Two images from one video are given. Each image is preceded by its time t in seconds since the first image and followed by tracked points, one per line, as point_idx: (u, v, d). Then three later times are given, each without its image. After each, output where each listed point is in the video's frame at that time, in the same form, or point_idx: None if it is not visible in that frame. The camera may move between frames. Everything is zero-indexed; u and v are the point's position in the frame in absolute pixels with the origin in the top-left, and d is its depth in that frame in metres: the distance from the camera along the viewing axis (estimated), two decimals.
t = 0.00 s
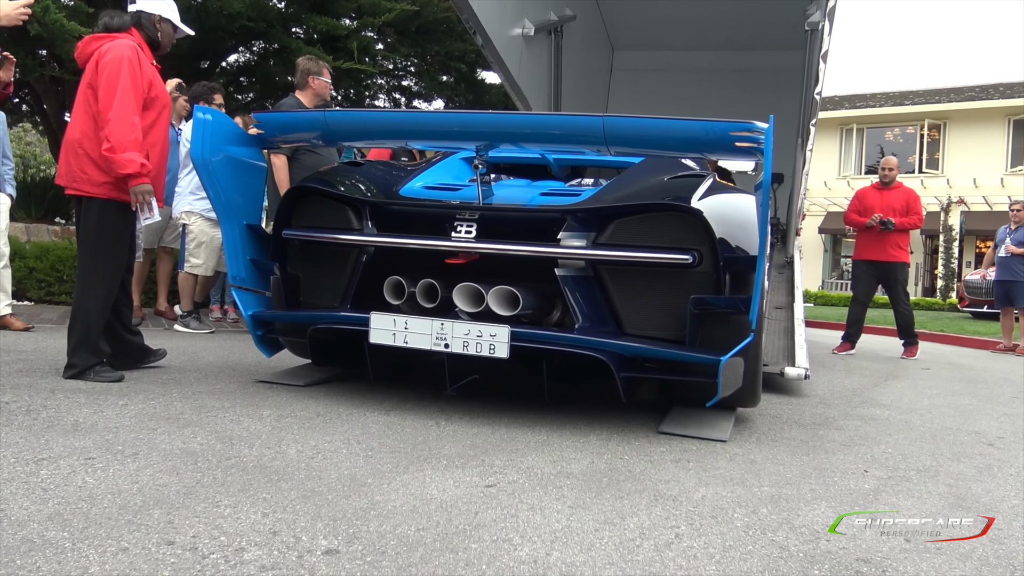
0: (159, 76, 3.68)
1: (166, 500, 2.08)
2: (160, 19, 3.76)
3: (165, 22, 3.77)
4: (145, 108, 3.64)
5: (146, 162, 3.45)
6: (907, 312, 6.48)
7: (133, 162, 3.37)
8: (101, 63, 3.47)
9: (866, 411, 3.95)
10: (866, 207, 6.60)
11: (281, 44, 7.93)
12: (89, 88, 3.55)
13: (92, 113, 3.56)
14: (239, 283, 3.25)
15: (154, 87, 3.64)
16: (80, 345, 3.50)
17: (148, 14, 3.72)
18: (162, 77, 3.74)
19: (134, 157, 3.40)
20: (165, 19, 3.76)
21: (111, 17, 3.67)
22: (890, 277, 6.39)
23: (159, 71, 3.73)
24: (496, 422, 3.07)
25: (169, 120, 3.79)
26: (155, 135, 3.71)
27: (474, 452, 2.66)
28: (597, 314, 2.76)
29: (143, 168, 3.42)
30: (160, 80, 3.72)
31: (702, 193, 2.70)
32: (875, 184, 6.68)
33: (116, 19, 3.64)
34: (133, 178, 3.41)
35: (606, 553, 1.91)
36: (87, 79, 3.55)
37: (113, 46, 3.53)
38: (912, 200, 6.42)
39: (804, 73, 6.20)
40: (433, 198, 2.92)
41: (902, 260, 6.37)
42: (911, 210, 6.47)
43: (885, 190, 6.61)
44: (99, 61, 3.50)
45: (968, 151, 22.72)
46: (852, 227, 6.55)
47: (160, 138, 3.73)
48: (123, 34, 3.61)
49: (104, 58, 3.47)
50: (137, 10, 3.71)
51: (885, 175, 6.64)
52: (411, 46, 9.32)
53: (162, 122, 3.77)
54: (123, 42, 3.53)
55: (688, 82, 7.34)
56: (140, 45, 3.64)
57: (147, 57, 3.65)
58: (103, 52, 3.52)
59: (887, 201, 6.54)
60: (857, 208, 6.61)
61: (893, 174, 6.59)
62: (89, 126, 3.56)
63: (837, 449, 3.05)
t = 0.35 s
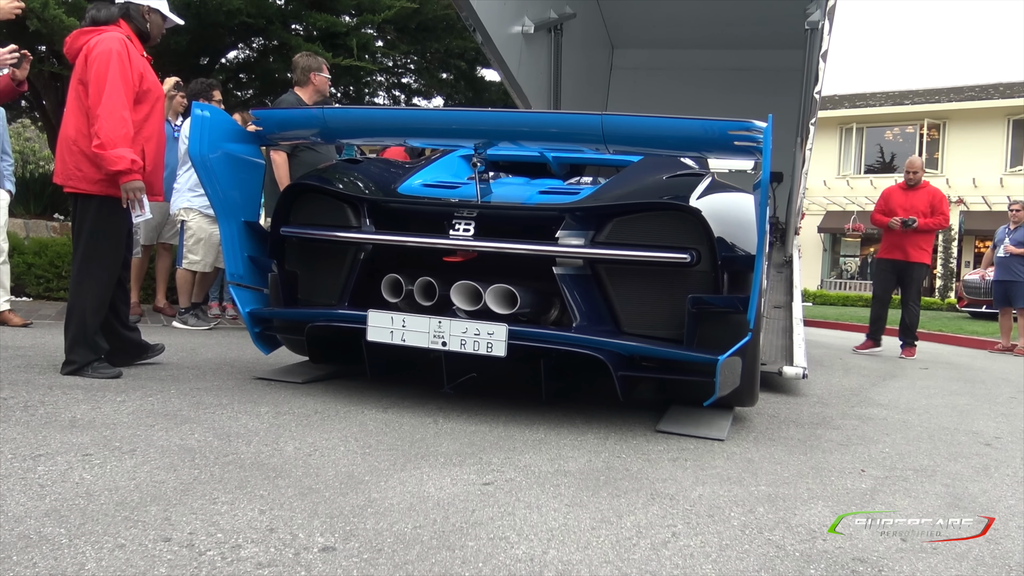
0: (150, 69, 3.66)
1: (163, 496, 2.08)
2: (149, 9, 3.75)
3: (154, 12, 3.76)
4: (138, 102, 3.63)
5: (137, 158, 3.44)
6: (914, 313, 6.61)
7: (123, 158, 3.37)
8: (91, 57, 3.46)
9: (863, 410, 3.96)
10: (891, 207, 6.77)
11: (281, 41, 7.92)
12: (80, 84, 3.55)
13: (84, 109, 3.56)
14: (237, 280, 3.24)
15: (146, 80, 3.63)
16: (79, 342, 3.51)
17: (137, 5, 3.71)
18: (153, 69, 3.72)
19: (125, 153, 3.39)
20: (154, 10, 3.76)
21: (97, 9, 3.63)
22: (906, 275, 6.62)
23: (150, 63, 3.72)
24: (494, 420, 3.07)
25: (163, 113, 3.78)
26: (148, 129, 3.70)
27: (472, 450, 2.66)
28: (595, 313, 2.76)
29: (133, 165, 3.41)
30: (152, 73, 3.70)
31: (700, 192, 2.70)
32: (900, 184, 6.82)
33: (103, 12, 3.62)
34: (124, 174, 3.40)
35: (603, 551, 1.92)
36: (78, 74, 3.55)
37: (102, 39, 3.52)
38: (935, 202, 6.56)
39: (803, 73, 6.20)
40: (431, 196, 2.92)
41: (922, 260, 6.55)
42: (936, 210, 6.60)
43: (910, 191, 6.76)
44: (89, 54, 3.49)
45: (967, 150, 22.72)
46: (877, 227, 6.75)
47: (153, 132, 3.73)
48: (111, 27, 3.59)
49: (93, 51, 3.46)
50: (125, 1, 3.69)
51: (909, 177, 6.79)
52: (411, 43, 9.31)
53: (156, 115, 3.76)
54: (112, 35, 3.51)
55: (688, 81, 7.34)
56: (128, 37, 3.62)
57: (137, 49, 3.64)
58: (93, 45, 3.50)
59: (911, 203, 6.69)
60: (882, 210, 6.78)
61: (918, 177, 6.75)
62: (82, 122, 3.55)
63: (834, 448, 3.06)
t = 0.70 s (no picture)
0: (146, 68, 3.66)
1: (164, 497, 2.09)
2: (144, 8, 3.73)
3: (149, 11, 3.75)
4: (134, 103, 3.63)
5: (133, 159, 3.44)
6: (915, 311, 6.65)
7: (119, 160, 3.36)
8: (86, 59, 3.45)
9: (863, 409, 3.96)
10: (904, 206, 6.81)
11: (280, 41, 7.91)
12: (76, 86, 3.55)
13: (81, 111, 3.56)
14: (237, 281, 3.24)
15: (142, 81, 3.62)
16: (78, 344, 3.51)
17: (132, 4, 3.70)
18: (149, 69, 3.72)
19: (121, 155, 3.39)
20: (149, 9, 3.74)
21: (92, 10, 3.63)
22: (911, 274, 6.65)
23: (146, 64, 3.71)
24: (494, 420, 3.07)
25: (160, 112, 3.78)
26: (145, 130, 3.70)
27: (472, 449, 2.66)
28: (595, 312, 2.76)
29: (129, 166, 3.41)
30: (149, 73, 3.70)
31: (700, 191, 2.70)
32: (916, 185, 6.86)
33: (98, 13, 3.62)
34: (120, 176, 3.40)
35: (605, 550, 1.92)
36: (74, 76, 3.55)
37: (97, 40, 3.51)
38: (948, 202, 6.56)
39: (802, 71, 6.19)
40: (431, 196, 2.92)
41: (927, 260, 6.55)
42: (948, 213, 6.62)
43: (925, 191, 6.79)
44: (84, 56, 3.48)
45: (966, 148, 22.73)
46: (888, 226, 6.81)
47: (150, 132, 3.73)
48: (107, 28, 3.59)
49: (88, 53, 3.45)
50: (120, 2, 3.69)
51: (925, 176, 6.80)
52: (410, 43, 9.29)
53: (154, 116, 3.76)
54: (107, 36, 3.50)
55: (687, 79, 7.34)
56: (124, 37, 3.61)
57: (133, 49, 3.63)
58: (88, 46, 3.50)
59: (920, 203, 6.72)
60: (894, 208, 6.83)
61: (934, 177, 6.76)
62: (79, 124, 3.56)
63: (834, 447, 3.06)
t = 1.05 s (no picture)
0: (149, 66, 3.66)
1: (168, 495, 2.09)
2: (150, 6, 3.75)
3: (155, 9, 3.76)
4: (138, 100, 3.64)
5: (136, 157, 3.44)
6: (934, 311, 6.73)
7: (122, 158, 3.37)
8: (89, 57, 3.46)
9: (866, 410, 3.95)
10: (920, 215, 6.91)
11: (284, 39, 7.92)
12: (80, 84, 3.55)
13: (85, 109, 3.57)
14: (241, 279, 3.24)
15: (145, 78, 3.63)
16: (82, 339, 3.51)
17: (138, 2, 3.71)
18: (153, 67, 3.73)
19: (124, 153, 3.39)
20: (155, 7, 3.76)
21: (98, 7, 3.63)
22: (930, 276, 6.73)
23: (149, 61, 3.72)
24: (497, 419, 3.07)
25: (164, 110, 3.78)
26: (149, 127, 3.71)
27: (475, 449, 2.66)
28: (599, 313, 2.76)
29: (131, 164, 3.41)
30: (152, 70, 3.71)
31: (704, 192, 2.70)
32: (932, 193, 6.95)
33: (103, 11, 3.62)
34: (123, 174, 3.41)
35: (607, 550, 1.92)
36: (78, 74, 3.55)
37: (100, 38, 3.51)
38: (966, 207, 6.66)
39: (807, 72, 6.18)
40: (435, 195, 2.92)
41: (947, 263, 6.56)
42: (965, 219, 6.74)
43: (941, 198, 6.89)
44: (88, 54, 3.49)
45: (971, 150, 22.66)
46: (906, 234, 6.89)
47: (154, 130, 3.73)
48: (111, 25, 3.59)
49: (92, 51, 3.46)
50: None
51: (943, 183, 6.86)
52: (414, 42, 9.29)
53: (157, 113, 3.77)
54: (110, 34, 3.51)
55: (692, 79, 7.33)
56: (127, 35, 3.61)
57: (136, 47, 3.63)
58: (91, 44, 3.50)
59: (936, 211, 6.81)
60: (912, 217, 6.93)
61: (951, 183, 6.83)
62: (83, 122, 3.56)
63: (837, 448, 3.05)
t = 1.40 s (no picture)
0: (151, 67, 3.67)
1: (169, 495, 2.09)
2: (151, 8, 3.76)
3: (156, 10, 3.77)
4: (140, 102, 3.64)
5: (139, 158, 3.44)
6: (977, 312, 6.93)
7: (124, 159, 3.37)
8: (91, 59, 3.46)
9: (868, 407, 3.95)
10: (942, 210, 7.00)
11: (285, 39, 7.92)
12: (82, 85, 3.56)
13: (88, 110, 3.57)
14: (241, 279, 3.25)
15: (146, 79, 3.63)
16: (84, 339, 3.52)
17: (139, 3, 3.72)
18: (155, 68, 3.73)
19: (126, 154, 3.39)
20: (156, 9, 3.76)
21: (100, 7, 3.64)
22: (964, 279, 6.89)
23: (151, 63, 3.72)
24: (499, 418, 3.07)
25: (166, 111, 3.78)
26: (151, 128, 3.71)
27: (476, 448, 2.66)
28: (599, 311, 2.77)
29: (133, 166, 3.41)
30: (154, 72, 3.71)
31: (704, 190, 2.70)
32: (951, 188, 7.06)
33: (105, 12, 3.61)
34: (125, 175, 3.40)
35: (608, 549, 1.92)
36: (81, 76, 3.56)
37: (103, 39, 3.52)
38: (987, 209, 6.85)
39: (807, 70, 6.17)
40: (435, 195, 2.92)
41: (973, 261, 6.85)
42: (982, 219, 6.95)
43: (960, 195, 7.03)
44: (90, 55, 3.49)
45: (972, 147, 22.64)
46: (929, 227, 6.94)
47: (156, 131, 3.74)
48: (113, 27, 3.60)
49: (94, 52, 3.46)
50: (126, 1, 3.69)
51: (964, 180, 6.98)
52: (414, 41, 9.30)
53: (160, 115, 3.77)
54: (112, 35, 3.51)
55: (692, 78, 7.33)
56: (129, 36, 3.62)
57: (138, 48, 3.63)
58: (94, 46, 3.51)
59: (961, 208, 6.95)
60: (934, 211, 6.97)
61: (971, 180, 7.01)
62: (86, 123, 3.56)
63: (839, 446, 3.05)
